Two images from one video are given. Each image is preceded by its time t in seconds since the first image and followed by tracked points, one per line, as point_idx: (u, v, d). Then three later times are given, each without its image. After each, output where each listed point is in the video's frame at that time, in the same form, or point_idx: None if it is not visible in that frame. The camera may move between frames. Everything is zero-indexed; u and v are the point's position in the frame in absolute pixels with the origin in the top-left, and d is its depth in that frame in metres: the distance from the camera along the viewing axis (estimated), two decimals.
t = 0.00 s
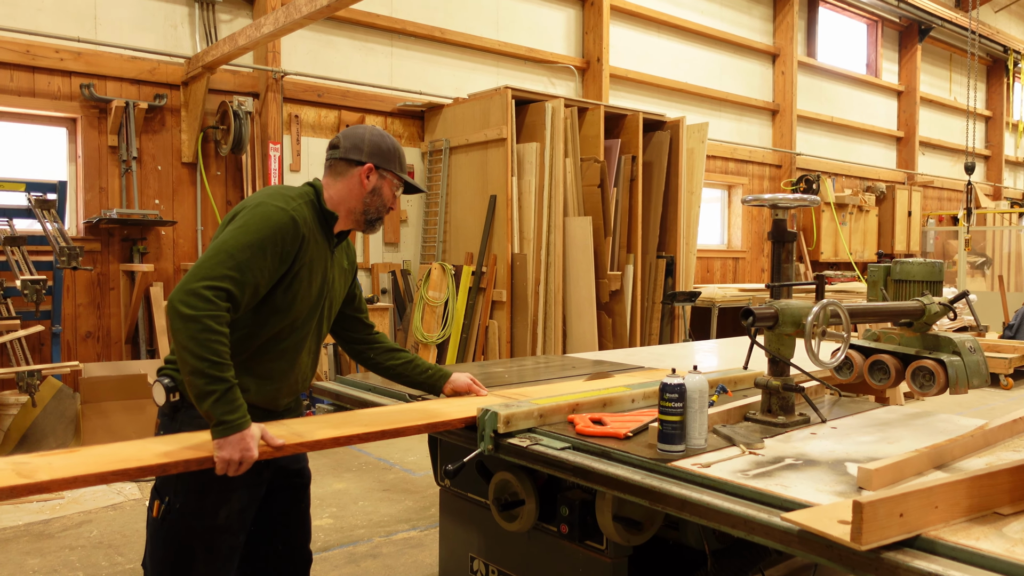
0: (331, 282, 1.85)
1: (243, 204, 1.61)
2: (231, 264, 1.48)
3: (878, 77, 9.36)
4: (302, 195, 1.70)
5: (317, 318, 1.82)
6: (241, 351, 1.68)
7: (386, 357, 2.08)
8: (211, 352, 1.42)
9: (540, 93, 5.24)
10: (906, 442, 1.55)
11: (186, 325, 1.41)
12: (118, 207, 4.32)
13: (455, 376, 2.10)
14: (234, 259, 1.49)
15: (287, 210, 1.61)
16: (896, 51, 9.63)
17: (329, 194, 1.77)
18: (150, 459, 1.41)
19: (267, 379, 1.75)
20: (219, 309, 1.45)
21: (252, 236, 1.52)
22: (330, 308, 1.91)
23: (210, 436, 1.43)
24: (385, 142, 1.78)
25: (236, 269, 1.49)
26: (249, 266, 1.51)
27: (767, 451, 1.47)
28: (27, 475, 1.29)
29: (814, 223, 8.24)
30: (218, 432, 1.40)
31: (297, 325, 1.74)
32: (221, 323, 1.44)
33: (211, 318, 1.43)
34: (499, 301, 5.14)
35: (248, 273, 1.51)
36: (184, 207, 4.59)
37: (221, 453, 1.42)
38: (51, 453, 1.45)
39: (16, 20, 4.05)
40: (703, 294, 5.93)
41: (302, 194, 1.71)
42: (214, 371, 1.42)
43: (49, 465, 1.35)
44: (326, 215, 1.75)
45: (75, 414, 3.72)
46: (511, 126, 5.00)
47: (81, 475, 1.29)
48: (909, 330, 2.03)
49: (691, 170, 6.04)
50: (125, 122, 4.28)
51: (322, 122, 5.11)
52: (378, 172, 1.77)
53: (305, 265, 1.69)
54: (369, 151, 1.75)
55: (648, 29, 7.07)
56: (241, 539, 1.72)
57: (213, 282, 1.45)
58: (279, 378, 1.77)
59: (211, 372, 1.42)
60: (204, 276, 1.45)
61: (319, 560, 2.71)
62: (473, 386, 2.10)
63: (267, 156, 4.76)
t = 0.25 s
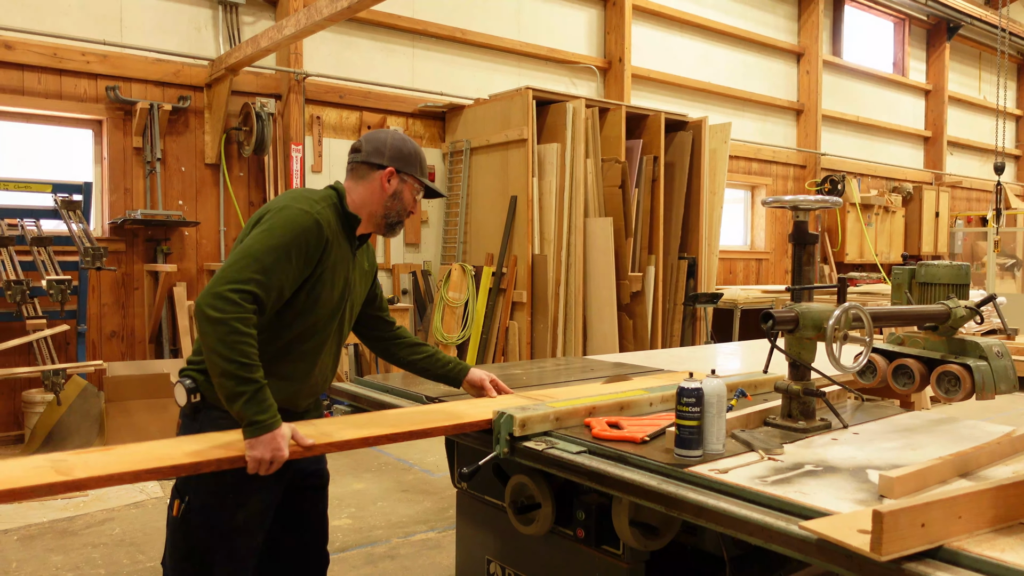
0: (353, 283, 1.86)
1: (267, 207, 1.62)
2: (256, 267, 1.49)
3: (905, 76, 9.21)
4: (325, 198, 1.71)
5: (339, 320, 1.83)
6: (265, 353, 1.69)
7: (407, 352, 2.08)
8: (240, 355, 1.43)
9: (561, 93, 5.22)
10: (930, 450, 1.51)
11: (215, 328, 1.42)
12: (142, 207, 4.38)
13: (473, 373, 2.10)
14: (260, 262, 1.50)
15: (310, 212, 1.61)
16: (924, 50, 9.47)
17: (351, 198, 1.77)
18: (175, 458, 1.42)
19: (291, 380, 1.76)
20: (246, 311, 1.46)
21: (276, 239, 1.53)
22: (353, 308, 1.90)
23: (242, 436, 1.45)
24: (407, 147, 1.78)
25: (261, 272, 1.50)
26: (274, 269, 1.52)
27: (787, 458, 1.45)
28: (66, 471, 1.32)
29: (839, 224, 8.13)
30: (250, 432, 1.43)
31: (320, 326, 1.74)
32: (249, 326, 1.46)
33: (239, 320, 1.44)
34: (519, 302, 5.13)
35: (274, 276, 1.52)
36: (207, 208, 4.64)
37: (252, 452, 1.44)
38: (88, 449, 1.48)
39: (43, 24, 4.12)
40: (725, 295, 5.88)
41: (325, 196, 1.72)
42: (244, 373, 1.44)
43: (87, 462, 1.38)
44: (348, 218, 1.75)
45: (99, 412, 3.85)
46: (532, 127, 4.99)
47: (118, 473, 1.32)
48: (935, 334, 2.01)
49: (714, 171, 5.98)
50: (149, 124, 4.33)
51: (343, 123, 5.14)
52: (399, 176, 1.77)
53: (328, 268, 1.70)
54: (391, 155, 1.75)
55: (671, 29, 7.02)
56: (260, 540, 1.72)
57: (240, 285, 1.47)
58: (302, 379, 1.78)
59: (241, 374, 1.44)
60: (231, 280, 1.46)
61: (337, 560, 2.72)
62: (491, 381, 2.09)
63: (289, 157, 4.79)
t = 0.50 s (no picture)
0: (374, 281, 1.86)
1: (288, 206, 1.63)
2: (280, 267, 1.50)
3: (927, 72, 9.08)
4: (345, 197, 1.71)
5: (357, 318, 1.83)
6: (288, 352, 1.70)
7: (429, 350, 2.08)
8: (269, 354, 1.44)
9: (578, 92, 5.20)
10: (951, 452, 1.48)
11: (244, 328, 1.44)
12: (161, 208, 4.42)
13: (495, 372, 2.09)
14: (284, 263, 1.50)
15: (331, 212, 1.61)
16: (946, 46, 9.34)
17: (369, 199, 1.77)
18: (199, 454, 1.43)
19: (312, 378, 1.77)
20: (272, 311, 1.47)
21: (299, 239, 1.53)
22: (371, 306, 1.89)
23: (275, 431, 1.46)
24: (424, 149, 1.78)
25: (285, 272, 1.51)
26: (298, 269, 1.53)
27: (804, 459, 1.43)
28: (108, 465, 1.34)
29: (859, 222, 8.03)
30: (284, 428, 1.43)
31: (338, 325, 1.74)
32: (276, 325, 1.47)
33: (266, 320, 1.45)
34: (535, 301, 5.12)
35: (298, 275, 1.53)
36: (225, 209, 4.68)
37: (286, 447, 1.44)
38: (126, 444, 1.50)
39: (64, 27, 4.17)
40: (743, 294, 5.83)
41: (344, 195, 1.72)
42: (274, 371, 1.45)
43: (128, 455, 1.40)
44: (367, 219, 1.75)
45: (119, 411, 3.88)
46: (548, 126, 4.98)
47: (158, 468, 1.34)
48: (956, 334, 1.98)
49: (731, 170, 5.94)
50: (168, 125, 4.37)
51: (360, 123, 5.16)
52: (416, 177, 1.77)
53: (349, 267, 1.70)
54: (409, 156, 1.75)
55: (689, 27, 6.97)
56: (274, 538, 1.72)
57: (266, 285, 1.48)
58: (323, 377, 1.78)
59: (271, 372, 1.45)
60: (257, 280, 1.47)
61: (352, 560, 2.72)
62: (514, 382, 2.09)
63: (306, 157, 4.80)
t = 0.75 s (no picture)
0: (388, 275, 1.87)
1: (301, 205, 1.62)
2: (298, 268, 1.51)
3: (943, 71, 8.98)
4: (357, 195, 1.70)
5: (371, 315, 1.83)
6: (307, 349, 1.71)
7: (440, 351, 2.07)
8: (294, 355, 1.47)
9: (590, 92, 5.19)
10: (965, 455, 1.46)
11: (269, 329, 1.46)
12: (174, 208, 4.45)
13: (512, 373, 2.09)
14: (301, 263, 1.51)
15: (346, 210, 1.61)
16: (963, 44, 9.24)
17: (382, 198, 1.77)
18: (220, 454, 1.45)
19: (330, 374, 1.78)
20: (292, 312, 1.49)
21: (316, 238, 1.54)
22: (383, 303, 1.88)
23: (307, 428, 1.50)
24: (438, 149, 1.78)
25: (303, 272, 1.52)
26: (316, 269, 1.54)
27: (815, 462, 1.41)
28: (148, 460, 1.38)
29: (874, 222, 7.96)
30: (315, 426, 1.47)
31: (352, 322, 1.75)
32: (299, 326, 1.49)
33: (288, 322, 1.47)
34: (546, 301, 5.11)
35: (316, 275, 1.54)
36: (238, 208, 4.70)
37: (319, 443, 1.48)
38: (162, 441, 1.54)
39: (78, 28, 4.20)
40: (756, 295, 5.79)
41: (357, 193, 1.71)
42: (298, 371, 1.47)
43: (168, 452, 1.45)
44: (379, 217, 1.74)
45: (131, 410, 3.89)
46: (560, 126, 4.96)
47: (196, 462, 1.38)
48: (971, 335, 1.95)
49: (744, 169, 5.90)
50: (181, 125, 4.40)
51: (372, 123, 5.17)
52: (429, 177, 1.77)
53: (364, 264, 1.70)
54: (422, 156, 1.75)
55: (702, 26, 6.93)
56: (284, 536, 1.72)
57: (286, 287, 1.49)
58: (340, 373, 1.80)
59: (296, 372, 1.47)
60: (278, 283, 1.49)
61: (361, 560, 2.72)
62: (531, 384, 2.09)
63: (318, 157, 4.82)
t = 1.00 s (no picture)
0: (397, 272, 1.86)
1: (310, 205, 1.62)
2: (311, 269, 1.51)
3: (954, 69, 8.91)
4: (365, 193, 1.70)
5: (380, 313, 1.83)
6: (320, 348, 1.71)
7: (448, 346, 2.08)
8: (312, 356, 1.47)
9: (597, 92, 5.17)
10: (974, 456, 1.45)
11: (286, 331, 1.46)
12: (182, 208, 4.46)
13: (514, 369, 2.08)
14: (315, 264, 1.52)
15: (355, 209, 1.61)
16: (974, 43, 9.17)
17: (389, 195, 1.77)
18: (238, 451, 1.46)
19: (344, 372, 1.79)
20: (307, 313, 1.49)
21: (327, 238, 1.54)
22: (391, 300, 1.88)
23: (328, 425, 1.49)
24: (446, 148, 1.78)
25: (316, 272, 1.52)
26: (329, 269, 1.54)
27: (821, 463, 1.40)
28: (175, 456, 1.39)
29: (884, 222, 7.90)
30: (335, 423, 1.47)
31: (362, 320, 1.74)
32: (316, 327, 1.49)
33: (305, 323, 1.48)
34: (553, 301, 5.10)
35: (329, 275, 1.54)
36: (245, 209, 4.71)
37: (340, 441, 1.47)
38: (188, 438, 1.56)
39: (87, 29, 4.22)
40: (765, 295, 5.76)
41: (365, 191, 1.71)
42: (317, 371, 1.47)
43: (193, 448, 1.46)
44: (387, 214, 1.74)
45: (140, 409, 3.87)
46: (567, 126, 4.96)
47: (222, 458, 1.40)
48: (981, 336, 1.93)
49: (752, 169, 5.88)
50: (190, 126, 4.42)
51: (379, 123, 5.17)
52: (435, 175, 1.76)
53: (374, 262, 1.70)
54: (429, 153, 1.75)
55: (710, 25, 6.91)
56: (295, 535, 1.73)
57: (300, 289, 1.49)
58: (352, 371, 1.80)
59: (315, 373, 1.48)
60: (293, 284, 1.49)
61: (367, 560, 2.72)
62: (535, 379, 2.08)
63: (325, 158, 4.83)
